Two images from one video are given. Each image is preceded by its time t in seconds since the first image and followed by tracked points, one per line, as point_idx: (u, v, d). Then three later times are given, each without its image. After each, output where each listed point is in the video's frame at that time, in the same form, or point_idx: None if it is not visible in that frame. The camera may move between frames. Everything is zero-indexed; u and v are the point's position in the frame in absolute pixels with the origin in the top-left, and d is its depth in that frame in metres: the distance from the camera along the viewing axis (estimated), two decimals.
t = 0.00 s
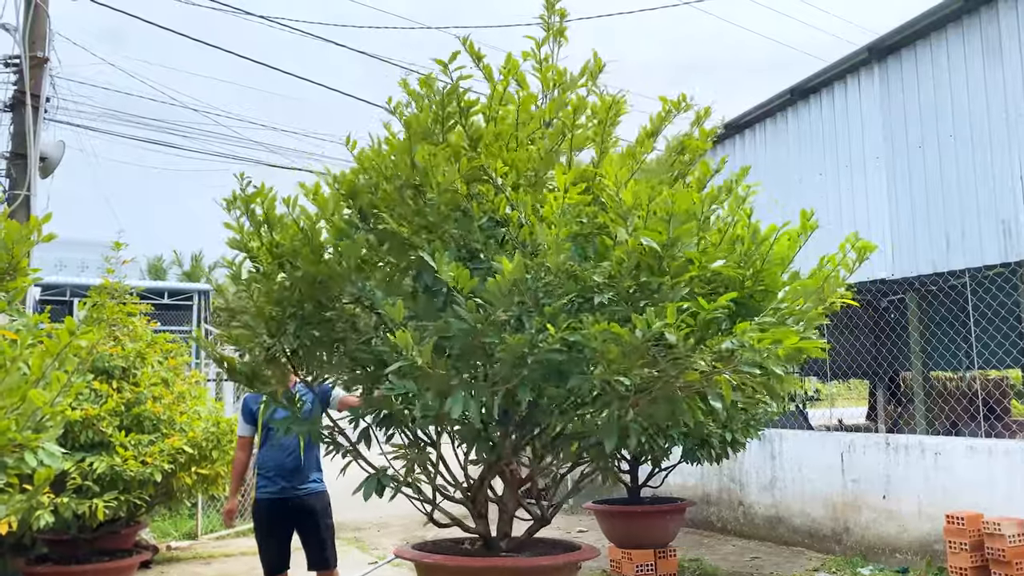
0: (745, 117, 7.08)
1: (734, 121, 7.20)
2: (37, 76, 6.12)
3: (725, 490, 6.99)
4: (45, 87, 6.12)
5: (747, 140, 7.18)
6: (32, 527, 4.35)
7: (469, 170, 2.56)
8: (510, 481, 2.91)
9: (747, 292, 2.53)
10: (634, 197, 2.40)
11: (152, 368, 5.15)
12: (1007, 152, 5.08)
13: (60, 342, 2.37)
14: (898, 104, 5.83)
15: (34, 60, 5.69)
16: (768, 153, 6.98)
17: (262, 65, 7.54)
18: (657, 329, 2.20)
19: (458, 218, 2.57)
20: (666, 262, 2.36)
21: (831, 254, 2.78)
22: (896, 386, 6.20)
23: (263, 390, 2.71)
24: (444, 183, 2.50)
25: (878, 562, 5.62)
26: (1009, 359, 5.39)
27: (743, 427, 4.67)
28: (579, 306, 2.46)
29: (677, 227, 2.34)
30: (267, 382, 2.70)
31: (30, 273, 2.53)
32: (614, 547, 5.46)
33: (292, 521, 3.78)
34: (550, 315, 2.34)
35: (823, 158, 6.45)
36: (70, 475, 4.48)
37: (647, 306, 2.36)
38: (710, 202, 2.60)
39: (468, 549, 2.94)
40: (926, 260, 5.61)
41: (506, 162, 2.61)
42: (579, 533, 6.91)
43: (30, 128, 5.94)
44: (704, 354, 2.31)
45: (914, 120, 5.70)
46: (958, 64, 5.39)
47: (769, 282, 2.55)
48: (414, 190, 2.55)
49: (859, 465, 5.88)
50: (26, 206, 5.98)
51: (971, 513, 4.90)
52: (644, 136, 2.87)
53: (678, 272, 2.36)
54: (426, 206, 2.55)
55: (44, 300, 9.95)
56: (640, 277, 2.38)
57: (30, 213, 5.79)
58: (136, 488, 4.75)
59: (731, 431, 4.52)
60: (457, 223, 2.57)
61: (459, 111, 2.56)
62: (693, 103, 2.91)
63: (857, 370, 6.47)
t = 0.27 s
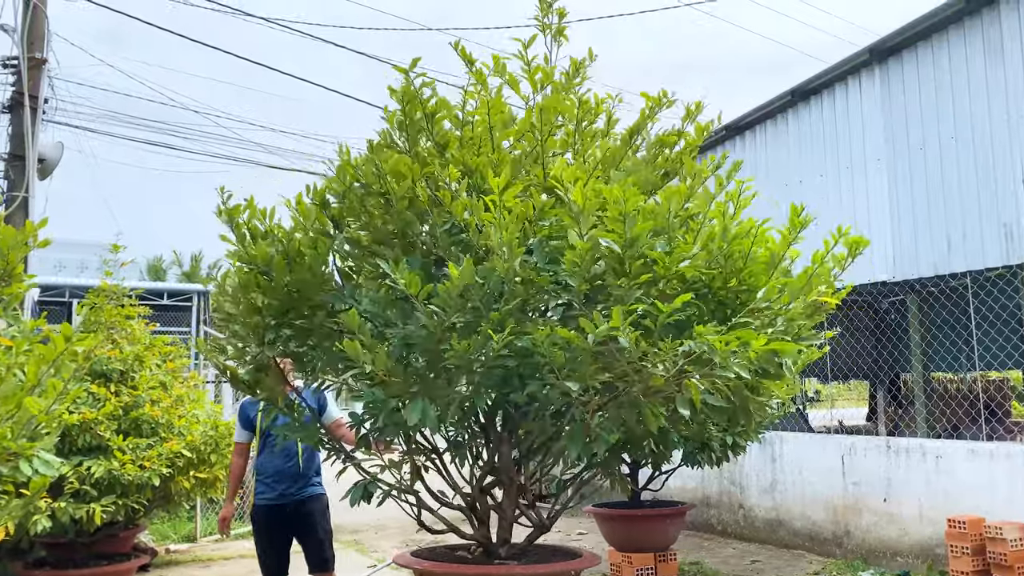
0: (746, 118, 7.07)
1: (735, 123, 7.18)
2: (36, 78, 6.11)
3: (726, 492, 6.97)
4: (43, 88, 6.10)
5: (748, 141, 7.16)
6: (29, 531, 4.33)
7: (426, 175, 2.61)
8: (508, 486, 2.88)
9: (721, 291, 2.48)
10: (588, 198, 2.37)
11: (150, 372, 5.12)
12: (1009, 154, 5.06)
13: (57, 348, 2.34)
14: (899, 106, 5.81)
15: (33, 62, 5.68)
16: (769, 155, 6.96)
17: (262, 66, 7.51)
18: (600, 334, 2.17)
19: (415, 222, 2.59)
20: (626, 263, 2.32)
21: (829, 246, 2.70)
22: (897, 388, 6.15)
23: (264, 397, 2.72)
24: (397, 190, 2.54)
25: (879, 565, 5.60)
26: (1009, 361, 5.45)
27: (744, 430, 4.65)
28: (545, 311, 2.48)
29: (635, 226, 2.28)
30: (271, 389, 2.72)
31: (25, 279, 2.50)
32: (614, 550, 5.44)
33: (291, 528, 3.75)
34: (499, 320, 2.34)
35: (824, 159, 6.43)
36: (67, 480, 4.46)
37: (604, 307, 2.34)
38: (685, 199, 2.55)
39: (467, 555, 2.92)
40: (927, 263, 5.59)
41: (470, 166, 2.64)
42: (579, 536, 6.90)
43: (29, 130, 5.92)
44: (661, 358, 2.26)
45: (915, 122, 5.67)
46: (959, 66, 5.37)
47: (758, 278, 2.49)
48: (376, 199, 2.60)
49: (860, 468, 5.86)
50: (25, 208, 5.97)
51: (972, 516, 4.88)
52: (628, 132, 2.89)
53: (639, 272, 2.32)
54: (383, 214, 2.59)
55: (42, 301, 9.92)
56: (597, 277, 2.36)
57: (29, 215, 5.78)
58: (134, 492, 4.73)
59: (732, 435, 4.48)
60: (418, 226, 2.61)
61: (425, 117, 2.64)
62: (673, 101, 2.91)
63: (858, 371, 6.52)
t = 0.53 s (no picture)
0: (744, 119, 7.06)
1: (733, 123, 7.17)
2: (34, 78, 6.10)
3: (724, 493, 6.97)
4: (40, 88, 6.09)
5: (746, 141, 7.16)
6: (26, 533, 4.33)
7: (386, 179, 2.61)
8: (506, 485, 2.87)
9: (687, 287, 2.39)
10: (538, 196, 2.39)
11: (147, 372, 5.11)
12: (1007, 154, 5.06)
13: (51, 350, 2.34)
14: (898, 106, 5.80)
15: (31, 62, 5.67)
16: (767, 155, 6.96)
17: (261, 65, 7.48)
18: (542, 334, 2.15)
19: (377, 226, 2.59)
20: (582, 260, 2.30)
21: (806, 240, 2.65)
22: (895, 388, 6.18)
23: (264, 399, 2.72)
24: (360, 194, 2.55)
25: (877, 566, 5.60)
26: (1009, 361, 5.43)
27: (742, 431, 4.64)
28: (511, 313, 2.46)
29: (589, 224, 2.27)
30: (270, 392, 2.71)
31: (20, 281, 2.49)
32: (612, 551, 5.44)
33: (290, 528, 3.76)
34: (448, 319, 2.34)
35: (823, 159, 6.43)
36: (64, 481, 4.45)
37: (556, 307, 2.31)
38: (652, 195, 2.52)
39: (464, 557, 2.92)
40: (925, 263, 5.58)
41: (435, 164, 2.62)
42: (577, 536, 6.90)
43: (27, 130, 5.92)
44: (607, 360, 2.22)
45: (914, 122, 5.67)
46: (958, 66, 5.37)
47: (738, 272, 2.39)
48: (339, 205, 2.60)
49: (858, 468, 5.86)
50: (22, 209, 5.96)
51: (970, 517, 4.88)
52: (604, 126, 2.87)
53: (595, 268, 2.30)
54: (348, 218, 2.61)
55: (41, 301, 9.91)
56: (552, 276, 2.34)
57: (26, 215, 5.77)
58: (131, 493, 4.72)
59: (729, 436, 4.48)
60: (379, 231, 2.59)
61: (391, 119, 2.60)
62: (648, 94, 2.88)
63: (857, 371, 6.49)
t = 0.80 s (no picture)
0: (742, 118, 7.06)
1: (731, 123, 7.18)
2: (32, 77, 6.10)
3: (722, 492, 6.97)
4: (39, 87, 6.09)
5: (744, 141, 7.16)
6: (24, 532, 4.32)
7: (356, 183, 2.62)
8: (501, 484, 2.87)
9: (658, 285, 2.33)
10: (495, 197, 2.35)
11: (145, 371, 5.11)
12: (1005, 154, 5.06)
13: (49, 349, 2.33)
14: (896, 106, 5.80)
15: (30, 62, 5.67)
16: (765, 155, 6.96)
17: (259, 64, 7.47)
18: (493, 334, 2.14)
19: (348, 228, 2.59)
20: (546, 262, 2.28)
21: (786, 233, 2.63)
22: (894, 387, 6.20)
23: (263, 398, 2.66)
24: (328, 198, 2.58)
25: (875, 565, 5.60)
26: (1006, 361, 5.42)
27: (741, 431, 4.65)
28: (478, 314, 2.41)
29: (546, 223, 2.25)
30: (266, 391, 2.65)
31: (18, 281, 2.49)
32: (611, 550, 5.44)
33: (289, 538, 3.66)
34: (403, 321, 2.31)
35: (821, 159, 6.43)
36: (63, 480, 4.46)
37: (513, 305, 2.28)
38: (619, 192, 2.48)
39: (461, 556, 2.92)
40: (923, 262, 5.58)
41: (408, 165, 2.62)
42: (575, 535, 6.90)
43: (25, 130, 5.92)
44: (563, 361, 2.20)
45: (911, 122, 5.67)
46: (956, 66, 5.37)
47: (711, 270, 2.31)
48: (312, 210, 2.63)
49: (856, 468, 5.87)
50: (21, 208, 5.96)
51: (968, 516, 4.88)
52: (585, 125, 2.84)
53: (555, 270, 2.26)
54: (321, 222, 2.61)
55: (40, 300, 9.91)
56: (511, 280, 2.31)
57: (25, 215, 5.77)
58: (130, 492, 4.72)
59: (726, 435, 4.48)
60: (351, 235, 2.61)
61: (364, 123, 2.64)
62: (628, 88, 2.86)
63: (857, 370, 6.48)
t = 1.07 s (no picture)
0: (740, 117, 7.06)
1: (730, 121, 7.18)
2: (30, 76, 6.09)
3: (720, 490, 6.97)
4: (37, 86, 6.08)
5: (742, 140, 7.16)
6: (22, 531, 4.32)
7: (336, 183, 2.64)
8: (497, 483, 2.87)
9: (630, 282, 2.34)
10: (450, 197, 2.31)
11: (143, 370, 5.11)
12: (1003, 153, 5.07)
13: (44, 348, 2.32)
14: (894, 105, 5.81)
15: (28, 60, 5.67)
16: (763, 153, 6.96)
17: (258, 63, 7.47)
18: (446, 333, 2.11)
19: (329, 230, 2.63)
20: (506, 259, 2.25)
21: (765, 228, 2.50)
22: (892, 386, 6.15)
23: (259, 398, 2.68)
24: (305, 203, 2.61)
25: (873, 564, 5.61)
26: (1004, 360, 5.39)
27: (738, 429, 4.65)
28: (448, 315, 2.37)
29: (505, 221, 2.21)
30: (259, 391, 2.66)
31: (14, 279, 2.48)
32: (609, 548, 5.44)
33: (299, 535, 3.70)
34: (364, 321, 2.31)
35: (819, 158, 6.43)
36: (60, 479, 4.45)
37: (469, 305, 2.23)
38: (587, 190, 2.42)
39: (458, 555, 2.92)
40: (920, 261, 5.59)
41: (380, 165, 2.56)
42: (573, 534, 6.90)
43: (23, 128, 5.91)
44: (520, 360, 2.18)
45: (910, 121, 5.68)
46: (953, 65, 5.37)
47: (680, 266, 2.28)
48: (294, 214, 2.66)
49: (854, 466, 5.87)
50: (19, 207, 5.96)
51: (965, 515, 4.89)
52: (561, 120, 2.83)
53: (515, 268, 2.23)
54: (311, 224, 2.62)
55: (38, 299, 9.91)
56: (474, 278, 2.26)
57: (23, 213, 5.77)
58: (127, 491, 4.72)
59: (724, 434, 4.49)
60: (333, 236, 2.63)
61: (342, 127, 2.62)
62: (604, 82, 2.86)
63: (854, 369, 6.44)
